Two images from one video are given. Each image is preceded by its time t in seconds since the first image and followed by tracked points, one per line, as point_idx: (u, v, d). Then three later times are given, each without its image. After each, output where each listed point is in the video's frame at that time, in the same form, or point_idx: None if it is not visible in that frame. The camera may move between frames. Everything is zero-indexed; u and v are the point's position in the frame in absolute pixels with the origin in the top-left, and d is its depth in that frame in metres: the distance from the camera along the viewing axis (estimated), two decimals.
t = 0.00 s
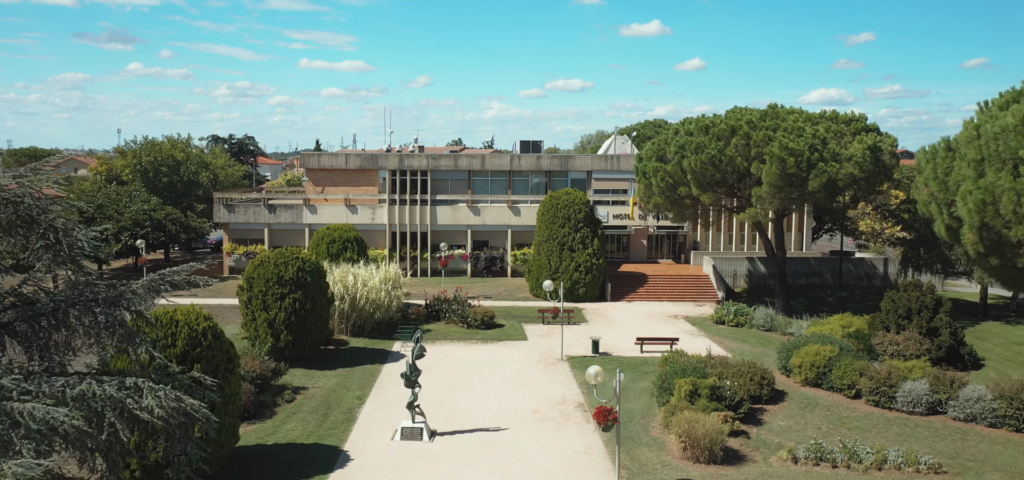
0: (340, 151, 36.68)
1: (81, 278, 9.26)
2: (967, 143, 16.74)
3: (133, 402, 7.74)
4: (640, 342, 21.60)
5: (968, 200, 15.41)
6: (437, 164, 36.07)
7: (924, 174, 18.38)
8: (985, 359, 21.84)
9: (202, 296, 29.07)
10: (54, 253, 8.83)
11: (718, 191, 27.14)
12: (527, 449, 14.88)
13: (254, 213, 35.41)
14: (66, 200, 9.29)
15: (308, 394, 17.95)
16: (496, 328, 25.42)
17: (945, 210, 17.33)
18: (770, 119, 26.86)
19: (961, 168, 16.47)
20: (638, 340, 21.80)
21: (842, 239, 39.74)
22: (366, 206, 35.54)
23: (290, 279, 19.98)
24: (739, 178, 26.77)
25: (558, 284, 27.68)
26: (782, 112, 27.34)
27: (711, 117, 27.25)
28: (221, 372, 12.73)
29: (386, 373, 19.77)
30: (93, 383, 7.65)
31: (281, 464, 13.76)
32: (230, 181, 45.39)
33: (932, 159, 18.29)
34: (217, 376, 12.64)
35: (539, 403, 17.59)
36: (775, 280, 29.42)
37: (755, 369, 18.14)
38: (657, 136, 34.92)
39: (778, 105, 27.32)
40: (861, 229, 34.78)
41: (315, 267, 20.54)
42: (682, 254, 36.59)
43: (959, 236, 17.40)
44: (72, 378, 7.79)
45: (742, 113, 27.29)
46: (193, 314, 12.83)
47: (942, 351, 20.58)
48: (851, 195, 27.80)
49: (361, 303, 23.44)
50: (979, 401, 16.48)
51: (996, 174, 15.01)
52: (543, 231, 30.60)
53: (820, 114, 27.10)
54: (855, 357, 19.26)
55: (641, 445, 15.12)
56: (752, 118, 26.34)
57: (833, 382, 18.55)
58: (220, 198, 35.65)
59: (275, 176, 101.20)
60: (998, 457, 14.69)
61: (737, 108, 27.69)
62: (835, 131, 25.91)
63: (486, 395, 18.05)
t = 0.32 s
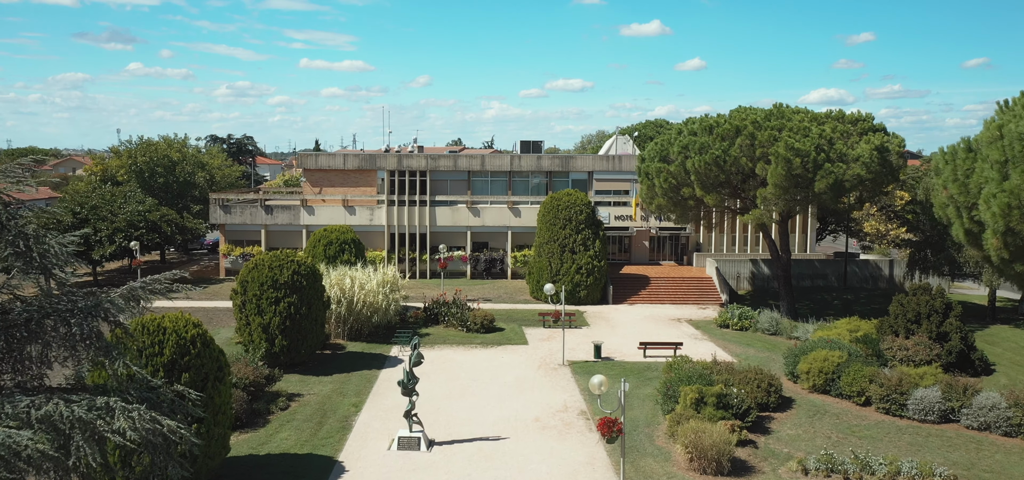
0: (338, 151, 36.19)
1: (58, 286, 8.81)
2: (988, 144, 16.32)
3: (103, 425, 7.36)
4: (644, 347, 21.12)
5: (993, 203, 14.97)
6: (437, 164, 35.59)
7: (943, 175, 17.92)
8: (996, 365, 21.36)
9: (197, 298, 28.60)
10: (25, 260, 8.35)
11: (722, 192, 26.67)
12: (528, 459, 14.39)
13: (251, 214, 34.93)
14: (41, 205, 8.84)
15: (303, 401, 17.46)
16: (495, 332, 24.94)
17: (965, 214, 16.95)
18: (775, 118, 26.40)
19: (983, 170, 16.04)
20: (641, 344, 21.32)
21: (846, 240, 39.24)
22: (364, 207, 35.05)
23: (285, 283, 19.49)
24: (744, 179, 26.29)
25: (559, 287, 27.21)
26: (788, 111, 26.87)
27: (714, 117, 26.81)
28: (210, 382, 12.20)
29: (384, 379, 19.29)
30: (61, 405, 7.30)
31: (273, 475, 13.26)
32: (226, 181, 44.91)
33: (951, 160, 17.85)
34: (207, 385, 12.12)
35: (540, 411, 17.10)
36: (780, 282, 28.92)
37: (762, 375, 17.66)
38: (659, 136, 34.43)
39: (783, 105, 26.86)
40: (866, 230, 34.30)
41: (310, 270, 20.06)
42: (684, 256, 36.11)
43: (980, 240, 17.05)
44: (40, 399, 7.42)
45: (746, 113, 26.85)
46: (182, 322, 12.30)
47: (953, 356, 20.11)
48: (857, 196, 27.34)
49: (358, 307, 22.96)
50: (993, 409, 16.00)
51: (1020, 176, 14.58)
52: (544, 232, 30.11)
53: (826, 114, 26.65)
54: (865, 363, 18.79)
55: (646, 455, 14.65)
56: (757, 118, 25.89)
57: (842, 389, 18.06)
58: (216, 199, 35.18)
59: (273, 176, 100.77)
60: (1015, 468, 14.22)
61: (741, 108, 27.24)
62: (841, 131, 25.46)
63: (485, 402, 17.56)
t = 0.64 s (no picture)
0: (336, 151, 35.69)
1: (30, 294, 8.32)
2: (1010, 144, 15.84)
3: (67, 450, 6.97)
4: (647, 352, 20.66)
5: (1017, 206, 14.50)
6: (436, 164, 35.10)
7: (963, 177, 17.45)
8: (1007, 370, 20.89)
9: (192, 301, 28.13)
10: None
11: (727, 193, 26.19)
12: (529, 470, 13.91)
13: (248, 215, 34.43)
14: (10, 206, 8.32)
15: (297, 409, 16.97)
16: (496, 335, 24.46)
17: (988, 218, 16.48)
18: (780, 118, 25.94)
19: (1006, 172, 15.58)
20: (644, 349, 20.86)
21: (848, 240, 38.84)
22: (362, 208, 34.56)
23: (280, 286, 19.00)
24: (749, 180, 25.82)
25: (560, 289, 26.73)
26: (793, 111, 26.38)
27: (719, 116, 26.34)
28: (198, 391, 11.74)
29: (381, 385, 18.82)
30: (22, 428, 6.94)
31: None
32: (223, 182, 44.41)
33: (972, 161, 17.39)
34: (195, 395, 11.67)
35: (541, 418, 16.61)
36: (784, 284, 28.43)
37: (770, 382, 17.18)
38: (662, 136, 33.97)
39: (788, 104, 26.37)
40: (871, 232, 33.82)
41: (306, 274, 19.57)
42: (687, 257, 35.64)
43: (1001, 244, 16.73)
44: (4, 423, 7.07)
45: (751, 112, 26.38)
46: (169, 329, 11.85)
47: (964, 361, 19.63)
48: (864, 197, 26.87)
49: (355, 310, 22.47)
50: (1009, 418, 15.51)
51: None
52: (544, 233, 29.62)
53: (832, 113, 26.18)
54: (875, 369, 18.30)
55: (651, 466, 14.16)
56: (762, 118, 25.44)
57: (851, 395, 17.59)
58: (212, 200, 34.68)
59: (272, 176, 100.35)
60: None
61: (746, 107, 26.78)
62: (848, 131, 25.00)
63: (485, 410, 17.08)
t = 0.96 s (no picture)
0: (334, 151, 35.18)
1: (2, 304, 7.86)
2: None
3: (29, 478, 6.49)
4: (651, 357, 20.17)
5: None
6: (435, 164, 34.60)
7: (986, 179, 17.00)
8: (1020, 376, 20.41)
9: (186, 303, 27.65)
10: None
11: (731, 194, 25.70)
12: None
13: (244, 215, 33.95)
14: None
15: (291, 416, 16.47)
16: (496, 339, 23.97)
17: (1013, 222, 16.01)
18: (786, 117, 25.46)
19: None
20: (648, 354, 20.37)
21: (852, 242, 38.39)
22: (360, 209, 34.08)
23: (274, 290, 18.50)
24: (754, 180, 25.34)
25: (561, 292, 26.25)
26: (799, 110, 25.91)
27: (723, 116, 25.88)
28: (186, 402, 11.26)
29: (379, 391, 18.32)
30: None
31: None
32: (220, 182, 43.94)
33: (996, 162, 16.92)
34: (183, 406, 11.19)
35: (543, 427, 16.12)
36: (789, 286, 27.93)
37: (778, 389, 16.69)
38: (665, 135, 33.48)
39: (794, 103, 25.90)
40: (877, 233, 33.34)
41: (301, 277, 19.07)
42: (689, 258, 35.16)
43: None
44: None
45: (756, 112, 25.90)
46: (156, 337, 11.35)
47: (975, 366, 19.12)
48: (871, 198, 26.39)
49: (352, 314, 21.97)
50: None
51: None
52: (545, 235, 29.12)
53: (839, 113, 25.71)
54: (885, 376, 17.82)
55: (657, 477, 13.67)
56: (767, 117, 24.97)
57: (862, 403, 17.11)
58: (208, 200, 34.17)
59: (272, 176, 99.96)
60: None
61: (751, 106, 26.31)
62: (855, 131, 24.52)
63: (485, 418, 16.58)
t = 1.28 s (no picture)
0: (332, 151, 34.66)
1: None
2: None
3: None
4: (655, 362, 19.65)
5: None
6: (435, 164, 34.09)
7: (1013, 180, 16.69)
8: None
9: (181, 306, 27.15)
10: None
11: (736, 195, 25.21)
12: None
13: (241, 216, 33.46)
14: None
15: (285, 425, 15.96)
16: (496, 343, 23.47)
17: None
18: (792, 117, 24.97)
19: None
20: (653, 359, 19.86)
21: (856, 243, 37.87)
22: (358, 210, 33.57)
23: (268, 294, 17.99)
24: (760, 181, 24.85)
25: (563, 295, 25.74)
26: (806, 110, 25.40)
27: (728, 115, 25.39)
28: (173, 413, 10.76)
29: (376, 398, 17.81)
30: None
31: None
32: (217, 182, 43.42)
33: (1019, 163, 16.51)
34: (169, 417, 10.69)
35: (545, 436, 15.62)
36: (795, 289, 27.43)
37: (788, 396, 16.17)
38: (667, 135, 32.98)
39: (800, 102, 25.40)
40: (882, 235, 32.81)
41: (296, 280, 18.56)
42: (692, 260, 34.66)
43: None
44: None
45: (762, 111, 25.42)
46: (141, 346, 10.85)
47: (988, 372, 18.63)
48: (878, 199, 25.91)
49: (349, 317, 21.45)
50: None
51: None
52: (546, 236, 28.61)
53: (846, 112, 25.22)
54: (897, 382, 17.32)
55: None
56: (774, 116, 24.49)
57: (873, 410, 16.61)
58: (204, 201, 33.66)
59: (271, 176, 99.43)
60: None
61: (756, 106, 25.83)
62: (863, 130, 24.03)
63: (485, 426, 16.07)
